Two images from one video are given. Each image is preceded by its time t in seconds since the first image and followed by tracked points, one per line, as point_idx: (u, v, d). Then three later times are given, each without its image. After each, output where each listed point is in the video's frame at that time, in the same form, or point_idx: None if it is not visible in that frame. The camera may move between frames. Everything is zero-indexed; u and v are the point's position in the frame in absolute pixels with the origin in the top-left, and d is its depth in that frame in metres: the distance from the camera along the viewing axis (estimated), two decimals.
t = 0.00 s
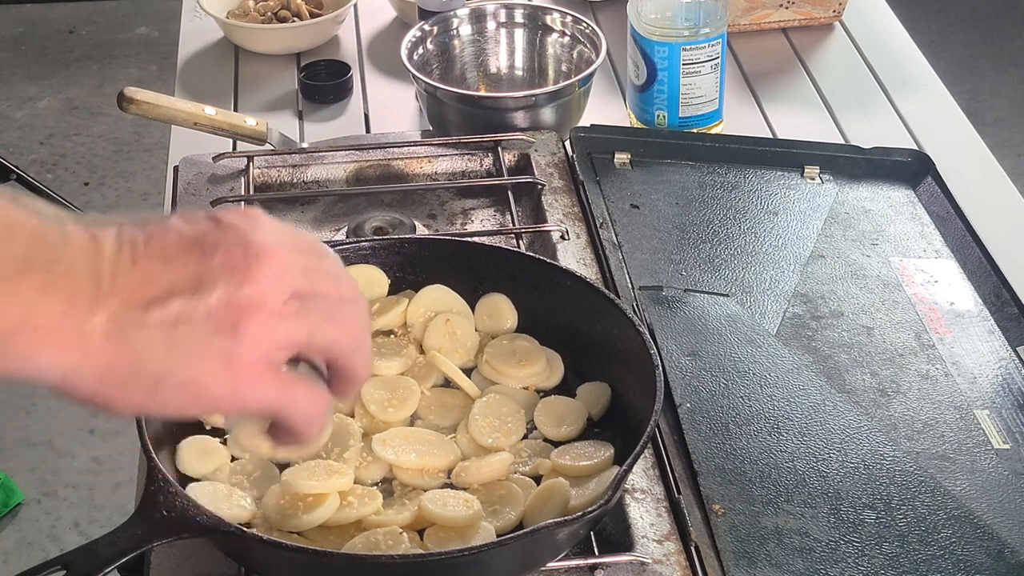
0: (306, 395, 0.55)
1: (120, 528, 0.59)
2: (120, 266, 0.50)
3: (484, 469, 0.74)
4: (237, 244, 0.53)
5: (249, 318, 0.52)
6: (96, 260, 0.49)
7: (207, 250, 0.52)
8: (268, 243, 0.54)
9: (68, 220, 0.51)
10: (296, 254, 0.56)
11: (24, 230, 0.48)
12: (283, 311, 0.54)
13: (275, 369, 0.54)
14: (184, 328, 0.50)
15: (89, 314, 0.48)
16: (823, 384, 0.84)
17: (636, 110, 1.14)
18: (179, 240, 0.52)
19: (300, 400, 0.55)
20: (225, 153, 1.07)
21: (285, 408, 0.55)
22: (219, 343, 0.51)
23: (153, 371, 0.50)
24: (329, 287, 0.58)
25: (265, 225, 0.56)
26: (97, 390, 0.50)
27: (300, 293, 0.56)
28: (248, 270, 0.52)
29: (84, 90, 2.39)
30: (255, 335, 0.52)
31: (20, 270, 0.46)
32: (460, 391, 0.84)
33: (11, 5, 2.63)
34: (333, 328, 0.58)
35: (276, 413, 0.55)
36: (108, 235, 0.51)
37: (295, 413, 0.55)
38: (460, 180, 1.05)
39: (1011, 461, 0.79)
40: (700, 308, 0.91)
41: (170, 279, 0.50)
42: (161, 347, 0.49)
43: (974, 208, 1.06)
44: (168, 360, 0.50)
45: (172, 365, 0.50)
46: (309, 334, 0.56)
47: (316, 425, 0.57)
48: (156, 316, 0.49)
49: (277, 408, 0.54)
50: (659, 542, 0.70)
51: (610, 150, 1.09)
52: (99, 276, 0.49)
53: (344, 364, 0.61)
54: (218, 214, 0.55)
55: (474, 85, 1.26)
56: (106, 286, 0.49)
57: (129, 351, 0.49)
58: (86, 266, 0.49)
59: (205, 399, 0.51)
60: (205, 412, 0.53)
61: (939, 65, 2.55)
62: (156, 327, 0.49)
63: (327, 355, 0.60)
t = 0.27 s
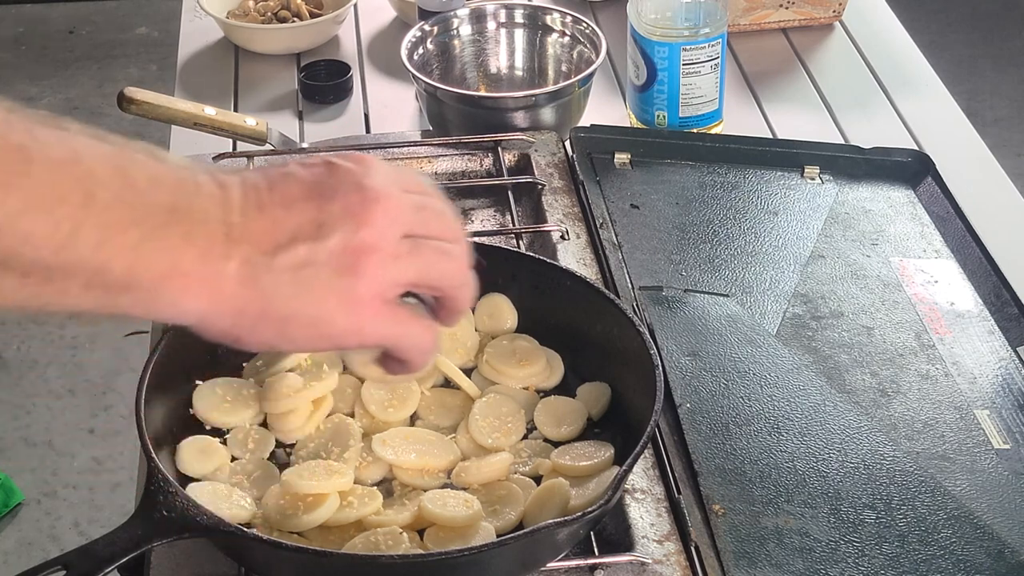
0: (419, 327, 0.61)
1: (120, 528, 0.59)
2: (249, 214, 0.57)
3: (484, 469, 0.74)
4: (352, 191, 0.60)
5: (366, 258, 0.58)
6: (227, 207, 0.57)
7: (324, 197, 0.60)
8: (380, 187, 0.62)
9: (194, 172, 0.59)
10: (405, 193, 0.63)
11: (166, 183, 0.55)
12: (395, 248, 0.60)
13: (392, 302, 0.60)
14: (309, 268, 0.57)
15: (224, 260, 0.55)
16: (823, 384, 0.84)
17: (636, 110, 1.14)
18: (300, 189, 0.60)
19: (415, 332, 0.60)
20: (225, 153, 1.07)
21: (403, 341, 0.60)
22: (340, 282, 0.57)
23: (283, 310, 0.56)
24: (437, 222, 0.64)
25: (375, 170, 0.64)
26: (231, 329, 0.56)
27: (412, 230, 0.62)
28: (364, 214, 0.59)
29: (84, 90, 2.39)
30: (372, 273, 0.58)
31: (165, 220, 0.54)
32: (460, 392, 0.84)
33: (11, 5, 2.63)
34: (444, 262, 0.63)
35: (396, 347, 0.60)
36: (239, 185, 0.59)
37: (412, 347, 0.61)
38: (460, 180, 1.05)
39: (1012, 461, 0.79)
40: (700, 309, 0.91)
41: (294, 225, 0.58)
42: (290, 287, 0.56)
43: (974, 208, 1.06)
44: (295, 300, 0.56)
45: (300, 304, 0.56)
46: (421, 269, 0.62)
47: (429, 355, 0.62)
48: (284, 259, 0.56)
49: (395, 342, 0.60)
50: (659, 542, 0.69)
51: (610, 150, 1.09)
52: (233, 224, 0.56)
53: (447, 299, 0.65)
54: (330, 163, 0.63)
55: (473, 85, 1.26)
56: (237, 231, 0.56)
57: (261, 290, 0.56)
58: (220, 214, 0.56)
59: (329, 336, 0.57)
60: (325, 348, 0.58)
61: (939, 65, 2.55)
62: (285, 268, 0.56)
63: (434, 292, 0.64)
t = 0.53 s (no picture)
0: (493, 295, 0.62)
1: (120, 528, 0.59)
2: (329, 191, 0.56)
3: (485, 469, 0.74)
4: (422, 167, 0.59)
5: (444, 232, 0.59)
6: (310, 186, 0.55)
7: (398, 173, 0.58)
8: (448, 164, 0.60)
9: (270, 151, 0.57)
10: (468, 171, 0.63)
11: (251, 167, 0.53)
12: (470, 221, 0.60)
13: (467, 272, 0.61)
14: (391, 243, 0.57)
15: (312, 238, 0.54)
16: (823, 384, 0.84)
17: (636, 110, 1.14)
18: (373, 166, 0.58)
19: (490, 302, 0.62)
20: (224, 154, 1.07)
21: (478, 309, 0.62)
22: (420, 256, 0.58)
23: (368, 285, 0.56)
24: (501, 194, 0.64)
25: (438, 150, 0.63)
26: (318, 306, 0.57)
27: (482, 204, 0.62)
28: (439, 190, 0.59)
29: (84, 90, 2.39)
30: (451, 247, 0.59)
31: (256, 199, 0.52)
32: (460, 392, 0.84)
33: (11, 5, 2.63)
34: (515, 235, 0.63)
35: (471, 314, 0.62)
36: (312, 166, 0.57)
37: (487, 315, 0.63)
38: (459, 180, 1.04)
39: (1012, 461, 0.79)
40: (700, 308, 0.91)
41: (372, 202, 0.57)
42: (374, 263, 0.56)
43: (974, 208, 1.06)
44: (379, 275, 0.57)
45: (385, 279, 0.57)
46: (495, 241, 0.62)
47: (501, 321, 0.64)
48: (367, 234, 0.56)
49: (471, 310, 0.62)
50: (659, 542, 0.70)
51: (610, 150, 1.09)
52: (316, 202, 0.55)
53: (515, 272, 0.66)
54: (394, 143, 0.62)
55: (473, 85, 1.26)
56: (321, 209, 0.55)
57: (347, 267, 0.55)
58: (304, 194, 0.55)
59: (412, 308, 0.59)
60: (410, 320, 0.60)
61: (939, 65, 2.55)
62: (369, 244, 0.56)
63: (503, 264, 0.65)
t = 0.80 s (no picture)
0: (535, 336, 0.61)
1: (120, 528, 0.59)
2: (367, 220, 0.57)
3: (485, 468, 0.74)
4: (469, 199, 0.60)
5: (484, 266, 0.58)
6: (346, 214, 0.56)
7: (442, 205, 0.59)
8: (495, 197, 0.61)
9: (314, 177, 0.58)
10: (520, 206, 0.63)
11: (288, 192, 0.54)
12: (514, 257, 0.60)
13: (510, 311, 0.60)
14: (427, 276, 0.57)
15: (345, 267, 0.55)
16: (823, 384, 0.84)
17: (636, 110, 1.14)
18: (416, 196, 0.59)
19: (532, 341, 0.61)
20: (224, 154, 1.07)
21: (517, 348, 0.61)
22: (457, 289, 0.58)
23: (402, 317, 0.56)
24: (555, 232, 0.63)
25: (490, 183, 0.63)
26: (350, 335, 0.57)
27: (531, 241, 0.61)
28: (482, 223, 0.59)
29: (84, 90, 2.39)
30: (491, 282, 0.58)
31: (288, 224, 0.53)
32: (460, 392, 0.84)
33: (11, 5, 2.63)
34: (562, 274, 0.62)
35: (511, 354, 0.61)
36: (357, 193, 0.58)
37: (529, 355, 0.62)
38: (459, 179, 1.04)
39: (1012, 461, 0.79)
40: (700, 308, 0.91)
41: (412, 232, 0.57)
42: (409, 294, 0.56)
43: (974, 208, 1.06)
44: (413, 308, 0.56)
45: (420, 311, 0.56)
46: (539, 279, 0.61)
47: (543, 364, 0.63)
48: (403, 265, 0.56)
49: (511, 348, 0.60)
50: (659, 542, 0.70)
51: (610, 150, 1.09)
52: (353, 230, 0.56)
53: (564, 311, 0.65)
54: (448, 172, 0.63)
55: (473, 85, 1.26)
56: (357, 238, 0.56)
57: (381, 297, 0.56)
58: (339, 221, 0.56)
59: (446, 343, 0.58)
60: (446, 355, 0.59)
61: (939, 65, 2.55)
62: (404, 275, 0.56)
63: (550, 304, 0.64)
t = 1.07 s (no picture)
0: (513, 403, 0.57)
1: (120, 528, 0.59)
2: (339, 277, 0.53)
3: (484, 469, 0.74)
4: (447, 257, 0.56)
5: (462, 328, 0.54)
6: (317, 268, 0.53)
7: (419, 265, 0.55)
8: (477, 254, 0.56)
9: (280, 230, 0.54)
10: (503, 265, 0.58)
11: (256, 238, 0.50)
12: (495, 320, 0.55)
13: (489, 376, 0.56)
14: (400, 336, 0.53)
15: (313, 323, 0.51)
16: (824, 384, 0.84)
17: (636, 110, 1.14)
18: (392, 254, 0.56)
19: (510, 408, 0.57)
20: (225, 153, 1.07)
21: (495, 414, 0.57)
22: (433, 353, 0.53)
23: (373, 380, 0.52)
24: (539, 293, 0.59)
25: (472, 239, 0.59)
26: (317, 399, 0.53)
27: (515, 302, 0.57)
28: (461, 282, 0.54)
29: (84, 90, 2.39)
30: (469, 345, 0.54)
31: (253, 273, 0.49)
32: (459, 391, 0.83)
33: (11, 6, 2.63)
34: (546, 337, 0.58)
35: (489, 421, 0.57)
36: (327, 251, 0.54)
37: (507, 423, 0.58)
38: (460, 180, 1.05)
39: (1012, 461, 0.79)
40: (700, 308, 0.91)
41: (386, 291, 0.54)
42: (381, 357, 0.52)
43: (974, 208, 1.06)
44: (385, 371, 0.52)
45: (391, 377, 0.52)
46: (522, 342, 0.56)
47: (521, 430, 0.59)
48: (376, 324, 0.52)
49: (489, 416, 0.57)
50: (659, 542, 0.70)
51: (610, 150, 1.09)
52: (323, 286, 0.52)
53: (549, 378, 0.60)
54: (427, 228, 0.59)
55: (474, 85, 1.26)
56: (327, 294, 0.52)
57: (351, 358, 0.52)
58: (310, 276, 0.52)
59: (420, 410, 0.54)
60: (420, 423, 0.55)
61: (939, 66, 2.55)
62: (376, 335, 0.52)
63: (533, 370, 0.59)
